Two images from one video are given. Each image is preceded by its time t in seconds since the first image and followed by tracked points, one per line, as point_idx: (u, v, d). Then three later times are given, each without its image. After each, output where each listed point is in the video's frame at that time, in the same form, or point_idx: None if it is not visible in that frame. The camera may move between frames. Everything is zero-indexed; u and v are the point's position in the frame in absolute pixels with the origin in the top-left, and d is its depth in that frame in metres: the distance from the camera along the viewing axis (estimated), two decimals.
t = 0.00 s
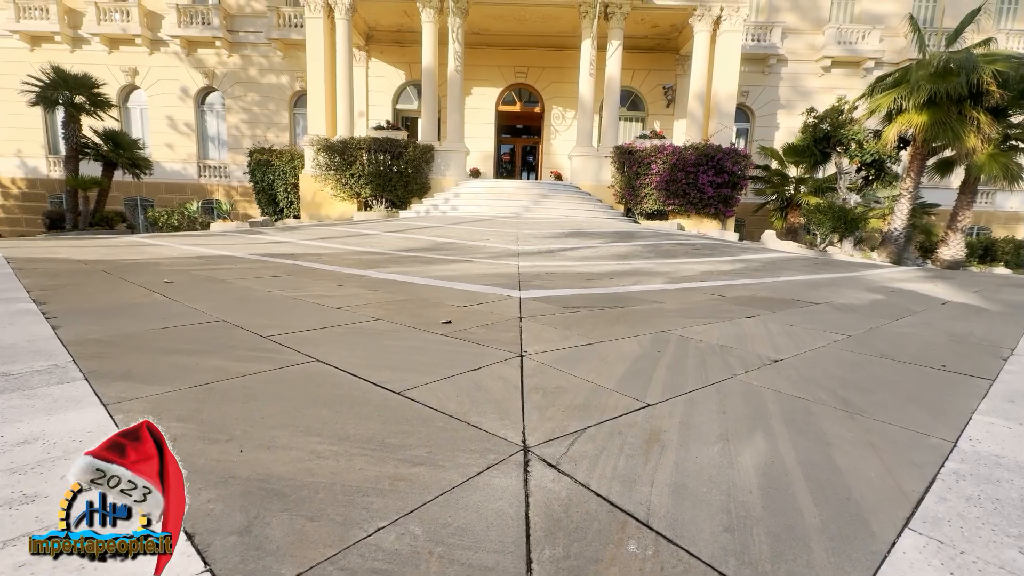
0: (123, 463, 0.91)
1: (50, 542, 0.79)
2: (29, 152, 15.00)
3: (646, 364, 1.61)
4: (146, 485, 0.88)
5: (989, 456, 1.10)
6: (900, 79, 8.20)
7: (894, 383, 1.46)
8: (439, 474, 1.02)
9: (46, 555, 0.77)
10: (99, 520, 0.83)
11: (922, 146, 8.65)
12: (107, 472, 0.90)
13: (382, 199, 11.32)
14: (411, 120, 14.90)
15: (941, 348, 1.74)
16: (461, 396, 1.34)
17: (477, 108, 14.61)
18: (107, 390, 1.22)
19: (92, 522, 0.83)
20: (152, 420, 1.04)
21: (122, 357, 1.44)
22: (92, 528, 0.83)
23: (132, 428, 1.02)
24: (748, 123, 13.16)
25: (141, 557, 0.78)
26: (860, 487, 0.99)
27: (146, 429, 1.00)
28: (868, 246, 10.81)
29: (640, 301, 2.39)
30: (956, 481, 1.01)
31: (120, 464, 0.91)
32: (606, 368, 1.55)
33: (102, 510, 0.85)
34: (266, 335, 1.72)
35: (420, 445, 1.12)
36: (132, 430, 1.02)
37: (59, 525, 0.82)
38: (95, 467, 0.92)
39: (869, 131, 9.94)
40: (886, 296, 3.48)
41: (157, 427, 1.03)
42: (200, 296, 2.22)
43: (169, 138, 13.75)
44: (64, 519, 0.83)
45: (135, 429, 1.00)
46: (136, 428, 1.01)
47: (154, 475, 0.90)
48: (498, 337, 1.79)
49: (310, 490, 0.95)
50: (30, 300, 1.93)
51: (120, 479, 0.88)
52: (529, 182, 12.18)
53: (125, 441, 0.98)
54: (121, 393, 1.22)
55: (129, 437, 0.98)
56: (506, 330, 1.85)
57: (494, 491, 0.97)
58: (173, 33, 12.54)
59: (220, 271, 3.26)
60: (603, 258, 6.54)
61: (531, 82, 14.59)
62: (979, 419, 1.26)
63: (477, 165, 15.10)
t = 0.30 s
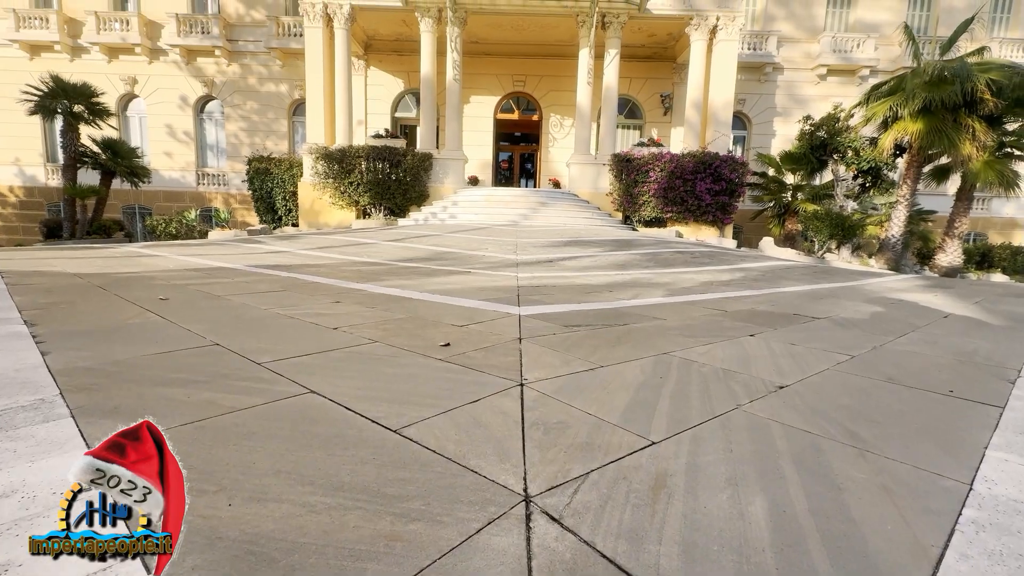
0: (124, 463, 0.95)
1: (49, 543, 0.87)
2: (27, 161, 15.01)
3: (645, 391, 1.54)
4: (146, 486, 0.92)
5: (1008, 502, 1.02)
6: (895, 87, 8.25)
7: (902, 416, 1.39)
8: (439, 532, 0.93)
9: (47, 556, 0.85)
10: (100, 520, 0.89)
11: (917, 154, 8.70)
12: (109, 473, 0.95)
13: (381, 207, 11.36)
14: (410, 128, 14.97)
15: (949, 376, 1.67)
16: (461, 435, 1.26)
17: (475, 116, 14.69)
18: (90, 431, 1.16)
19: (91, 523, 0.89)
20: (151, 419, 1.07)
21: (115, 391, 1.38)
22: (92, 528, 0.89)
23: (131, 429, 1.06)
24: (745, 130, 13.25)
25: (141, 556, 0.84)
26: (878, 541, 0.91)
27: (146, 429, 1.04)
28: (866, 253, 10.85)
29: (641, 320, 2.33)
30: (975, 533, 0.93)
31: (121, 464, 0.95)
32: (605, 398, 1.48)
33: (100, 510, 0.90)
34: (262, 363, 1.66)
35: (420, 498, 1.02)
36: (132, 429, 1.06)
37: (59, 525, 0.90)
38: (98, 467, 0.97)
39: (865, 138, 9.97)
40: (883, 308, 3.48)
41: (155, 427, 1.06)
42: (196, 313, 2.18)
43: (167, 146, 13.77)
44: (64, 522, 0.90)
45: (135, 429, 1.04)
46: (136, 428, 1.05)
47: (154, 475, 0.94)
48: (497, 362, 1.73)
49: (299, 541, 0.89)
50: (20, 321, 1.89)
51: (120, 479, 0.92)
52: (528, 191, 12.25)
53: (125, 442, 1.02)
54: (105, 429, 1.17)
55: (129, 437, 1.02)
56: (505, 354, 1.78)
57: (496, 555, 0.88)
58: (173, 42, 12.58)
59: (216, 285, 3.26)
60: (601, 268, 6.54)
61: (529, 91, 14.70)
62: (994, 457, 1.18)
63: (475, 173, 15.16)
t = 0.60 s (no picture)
0: (123, 464, 1.07)
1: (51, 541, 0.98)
2: (25, 170, 15.02)
3: (646, 423, 1.50)
4: (146, 485, 1.03)
5: (1017, 553, 1.00)
6: (890, 95, 8.31)
7: (907, 449, 1.36)
8: None
9: (46, 557, 0.95)
10: (100, 521, 0.99)
11: (913, 161, 8.74)
12: (109, 473, 1.07)
13: (379, 215, 11.41)
14: (408, 136, 15.06)
15: (952, 400, 1.65)
16: (455, 478, 1.21)
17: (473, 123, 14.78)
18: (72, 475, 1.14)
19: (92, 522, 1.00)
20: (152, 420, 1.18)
21: (101, 425, 1.36)
22: (91, 528, 1.00)
23: (133, 429, 1.18)
24: (741, 137, 13.35)
25: (142, 555, 0.95)
26: None
27: (146, 431, 1.15)
28: (863, 259, 10.90)
29: (640, 339, 2.28)
30: None
31: (121, 465, 1.07)
32: (605, 432, 1.45)
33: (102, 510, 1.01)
34: (255, 393, 1.61)
35: (408, 558, 0.96)
36: (133, 431, 1.18)
37: (57, 526, 1.01)
38: (102, 467, 1.09)
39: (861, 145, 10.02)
40: (879, 321, 3.48)
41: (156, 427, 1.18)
42: (190, 334, 2.15)
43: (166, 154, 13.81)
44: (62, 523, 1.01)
45: (137, 430, 1.15)
46: (137, 429, 1.17)
47: (153, 475, 1.04)
48: (494, 391, 1.69)
49: (281, 562, 0.94)
50: (11, 345, 1.87)
51: (121, 480, 1.03)
52: (525, 198, 12.32)
53: (127, 443, 1.13)
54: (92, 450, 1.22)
55: (130, 438, 1.14)
56: (501, 382, 1.73)
57: None
58: (172, 51, 12.63)
59: (212, 301, 3.27)
60: (599, 277, 6.55)
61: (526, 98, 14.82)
62: (998, 497, 1.16)
63: (473, 180, 15.22)
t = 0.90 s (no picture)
0: (124, 464, 1.07)
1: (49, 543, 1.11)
2: (25, 179, 15.07)
3: (643, 470, 1.42)
4: (146, 485, 1.06)
5: None
6: (884, 104, 8.39)
7: (904, 501, 1.28)
8: None
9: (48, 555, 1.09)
10: (98, 521, 1.08)
11: (908, 168, 8.80)
12: (109, 472, 1.08)
13: (377, 223, 11.48)
14: (406, 145, 15.17)
15: (953, 441, 1.57)
16: (456, 539, 1.14)
17: (471, 132, 14.89)
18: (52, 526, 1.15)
19: (90, 522, 1.10)
20: (151, 420, 1.19)
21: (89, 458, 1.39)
22: (93, 527, 1.10)
23: (132, 429, 1.19)
24: (737, 144, 13.47)
25: (142, 555, 1.05)
26: None
27: (146, 430, 1.16)
28: (860, 265, 10.96)
29: (640, 366, 2.24)
30: None
31: (121, 465, 1.07)
32: (604, 481, 1.36)
33: (100, 511, 1.09)
34: (253, 438, 1.53)
35: None
36: (132, 430, 1.19)
37: (62, 524, 1.13)
38: (102, 466, 1.09)
39: (856, 153, 10.14)
40: (875, 338, 3.50)
41: (154, 427, 1.19)
42: (187, 363, 2.14)
43: (165, 163, 13.88)
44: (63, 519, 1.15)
45: (136, 429, 1.16)
46: (137, 428, 1.18)
47: (153, 475, 1.08)
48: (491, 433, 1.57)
49: None
50: (5, 381, 1.85)
51: (121, 479, 1.05)
52: (523, 207, 12.41)
53: (126, 442, 1.14)
54: (93, 449, 1.22)
55: (131, 437, 1.15)
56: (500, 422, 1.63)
57: None
58: (172, 61, 12.71)
59: (210, 322, 3.27)
60: (597, 289, 6.57)
61: (524, 107, 14.94)
62: (1000, 560, 1.08)
63: (472, 189, 15.31)
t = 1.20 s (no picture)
0: (124, 464, 1.06)
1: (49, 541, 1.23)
2: (22, 188, 15.06)
3: (646, 529, 1.31)
4: (147, 485, 1.07)
5: None
6: (880, 113, 8.45)
7: (911, 561, 1.21)
8: None
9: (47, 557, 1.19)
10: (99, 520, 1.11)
11: (905, 177, 8.86)
12: (108, 472, 1.06)
13: (376, 232, 11.53)
14: (405, 153, 15.25)
15: (951, 491, 1.52)
16: None
17: (470, 141, 14.98)
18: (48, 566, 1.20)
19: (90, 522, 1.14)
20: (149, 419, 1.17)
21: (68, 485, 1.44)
22: (95, 525, 1.15)
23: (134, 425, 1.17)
24: (734, 152, 13.56)
25: (144, 553, 1.08)
26: None
27: (146, 429, 1.15)
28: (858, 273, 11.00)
29: (641, 401, 2.22)
30: None
31: (122, 464, 1.06)
32: (606, 545, 1.24)
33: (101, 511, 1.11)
34: (252, 494, 1.43)
35: None
36: (130, 428, 1.17)
37: (65, 522, 1.19)
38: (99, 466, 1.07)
39: (852, 161, 10.23)
40: (873, 359, 3.51)
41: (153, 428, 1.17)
42: (189, 404, 2.11)
43: (164, 172, 13.94)
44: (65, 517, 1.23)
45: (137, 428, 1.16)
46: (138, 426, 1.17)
47: (154, 475, 1.08)
48: (491, 487, 1.48)
49: None
50: (5, 426, 1.84)
51: (121, 479, 1.05)
52: (522, 217, 12.46)
53: (126, 441, 1.13)
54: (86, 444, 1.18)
55: (129, 437, 1.14)
56: (502, 474, 1.53)
57: None
58: (171, 71, 12.73)
59: (208, 348, 3.23)
60: (597, 304, 6.55)
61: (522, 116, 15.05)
62: None
63: (471, 197, 15.37)
